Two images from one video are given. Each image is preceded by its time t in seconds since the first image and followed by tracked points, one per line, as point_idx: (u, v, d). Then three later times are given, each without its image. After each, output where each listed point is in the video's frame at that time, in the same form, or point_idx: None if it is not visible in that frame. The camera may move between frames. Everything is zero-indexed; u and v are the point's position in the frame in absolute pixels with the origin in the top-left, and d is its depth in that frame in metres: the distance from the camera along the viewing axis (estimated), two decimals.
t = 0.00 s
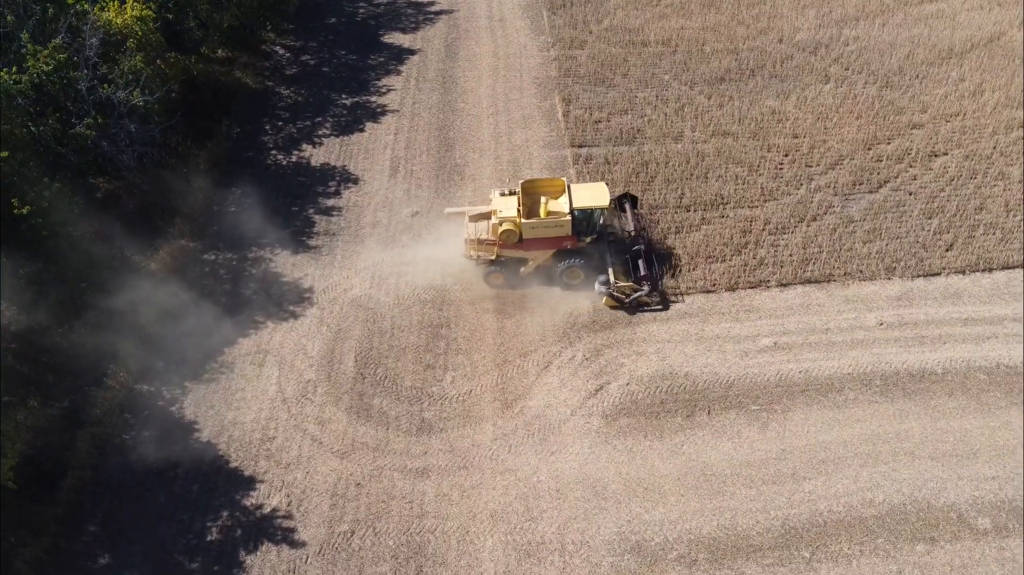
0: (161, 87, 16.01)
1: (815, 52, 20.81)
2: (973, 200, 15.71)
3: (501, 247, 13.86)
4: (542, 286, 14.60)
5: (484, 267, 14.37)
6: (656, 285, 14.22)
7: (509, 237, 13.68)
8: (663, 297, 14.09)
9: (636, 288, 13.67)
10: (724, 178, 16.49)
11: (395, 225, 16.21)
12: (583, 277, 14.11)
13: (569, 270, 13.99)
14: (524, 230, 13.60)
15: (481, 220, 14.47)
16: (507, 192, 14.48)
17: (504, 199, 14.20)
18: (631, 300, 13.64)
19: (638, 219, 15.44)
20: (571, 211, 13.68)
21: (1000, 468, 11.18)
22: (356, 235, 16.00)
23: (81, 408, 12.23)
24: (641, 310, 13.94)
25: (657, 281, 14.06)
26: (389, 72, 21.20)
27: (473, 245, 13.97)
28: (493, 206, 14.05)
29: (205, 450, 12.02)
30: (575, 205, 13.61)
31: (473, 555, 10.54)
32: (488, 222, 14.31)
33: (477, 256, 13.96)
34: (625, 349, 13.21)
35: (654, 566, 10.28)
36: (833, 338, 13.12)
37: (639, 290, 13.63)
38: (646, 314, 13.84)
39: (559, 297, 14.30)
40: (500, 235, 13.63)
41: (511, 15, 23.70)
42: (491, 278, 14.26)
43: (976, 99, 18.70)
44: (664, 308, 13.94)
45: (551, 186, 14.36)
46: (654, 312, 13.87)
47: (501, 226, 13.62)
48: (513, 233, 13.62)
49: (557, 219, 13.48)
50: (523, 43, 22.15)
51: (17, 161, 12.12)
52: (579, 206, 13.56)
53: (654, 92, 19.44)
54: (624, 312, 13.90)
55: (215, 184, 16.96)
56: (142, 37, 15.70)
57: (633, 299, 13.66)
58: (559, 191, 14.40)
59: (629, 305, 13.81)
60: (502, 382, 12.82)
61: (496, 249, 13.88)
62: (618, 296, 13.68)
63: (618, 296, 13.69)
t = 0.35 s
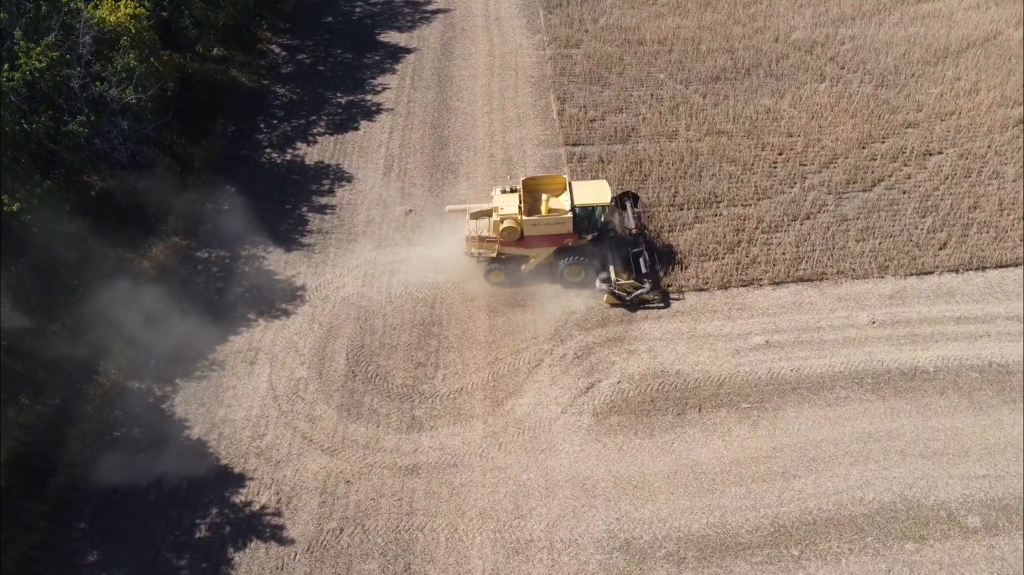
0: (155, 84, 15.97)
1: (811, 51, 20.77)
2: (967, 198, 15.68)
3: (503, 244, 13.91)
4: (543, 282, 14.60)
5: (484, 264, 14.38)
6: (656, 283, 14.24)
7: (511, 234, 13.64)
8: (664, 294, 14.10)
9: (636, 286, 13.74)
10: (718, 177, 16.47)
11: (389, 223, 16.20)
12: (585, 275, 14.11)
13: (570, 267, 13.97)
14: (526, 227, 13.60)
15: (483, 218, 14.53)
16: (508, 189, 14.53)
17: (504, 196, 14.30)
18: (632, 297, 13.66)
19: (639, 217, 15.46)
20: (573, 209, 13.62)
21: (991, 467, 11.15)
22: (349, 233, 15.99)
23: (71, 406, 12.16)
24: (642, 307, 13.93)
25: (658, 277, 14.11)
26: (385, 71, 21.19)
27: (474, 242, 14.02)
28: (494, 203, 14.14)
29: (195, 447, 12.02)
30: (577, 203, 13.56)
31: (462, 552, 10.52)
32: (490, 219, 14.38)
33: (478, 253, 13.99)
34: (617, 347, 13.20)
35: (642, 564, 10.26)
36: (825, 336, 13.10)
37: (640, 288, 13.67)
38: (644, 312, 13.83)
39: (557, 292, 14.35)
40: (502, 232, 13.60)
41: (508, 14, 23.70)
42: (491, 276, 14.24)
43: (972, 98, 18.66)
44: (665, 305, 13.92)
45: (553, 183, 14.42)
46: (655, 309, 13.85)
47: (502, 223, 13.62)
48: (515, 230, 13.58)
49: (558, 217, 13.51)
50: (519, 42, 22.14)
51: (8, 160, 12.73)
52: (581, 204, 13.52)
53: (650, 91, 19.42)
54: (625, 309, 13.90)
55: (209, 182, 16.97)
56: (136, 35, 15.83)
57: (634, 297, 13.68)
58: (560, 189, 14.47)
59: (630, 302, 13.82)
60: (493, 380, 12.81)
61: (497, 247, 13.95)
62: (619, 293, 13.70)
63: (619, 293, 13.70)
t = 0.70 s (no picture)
0: (148, 82, 16.04)
1: (806, 50, 20.75)
2: (961, 197, 15.65)
3: (503, 243, 13.88)
4: (545, 279, 14.58)
5: (485, 263, 14.41)
6: (658, 280, 14.18)
7: (511, 232, 13.60)
8: (666, 291, 14.06)
9: (638, 283, 13.59)
10: (712, 176, 16.44)
11: (381, 222, 16.18)
12: (585, 273, 14.09)
13: (570, 265, 13.95)
14: (527, 226, 13.57)
15: (483, 216, 14.51)
16: (508, 187, 14.48)
17: (504, 195, 14.25)
18: (634, 295, 13.56)
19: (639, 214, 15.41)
20: (574, 206, 13.49)
21: (982, 465, 11.12)
22: (342, 231, 15.97)
23: (61, 404, 12.10)
24: (643, 305, 13.90)
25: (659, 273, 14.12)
26: (380, 70, 21.18)
27: (475, 241, 14.08)
28: (494, 202, 14.10)
29: (185, 445, 12.01)
30: (578, 199, 13.44)
31: (450, 551, 10.49)
32: (490, 218, 14.35)
33: (479, 252, 14.12)
34: (608, 345, 13.17)
35: (631, 562, 10.23)
36: (817, 335, 13.07)
37: (641, 285, 13.57)
38: (643, 310, 13.79)
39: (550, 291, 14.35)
40: (502, 231, 13.58)
41: (503, 14, 23.69)
42: (492, 275, 14.29)
43: (967, 98, 18.63)
44: (667, 303, 13.89)
45: (553, 181, 14.35)
46: (656, 307, 13.81)
47: (502, 222, 13.58)
48: (516, 228, 13.55)
49: (559, 214, 13.46)
50: (514, 41, 22.13)
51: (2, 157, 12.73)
52: (581, 201, 13.41)
53: (644, 90, 19.41)
54: (627, 307, 13.87)
55: (202, 181, 16.97)
56: (128, 34, 15.88)
57: (636, 294, 13.60)
58: (561, 187, 14.43)
59: (631, 300, 13.76)
60: (484, 378, 12.78)
61: (498, 245, 13.93)
62: (621, 291, 13.59)
63: (620, 291, 13.61)
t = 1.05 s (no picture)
0: (140, 83, 16.11)
1: (800, 51, 20.76)
2: (953, 197, 15.65)
3: (504, 242, 13.87)
4: (544, 279, 14.61)
5: (485, 263, 14.40)
6: (658, 279, 14.20)
7: (512, 232, 13.59)
8: (667, 290, 14.07)
9: (639, 282, 13.57)
10: (704, 176, 16.44)
11: (374, 222, 16.19)
12: (585, 273, 14.11)
13: (571, 265, 13.97)
14: (527, 225, 13.55)
15: (483, 216, 14.49)
16: (508, 187, 14.47)
17: (505, 194, 14.22)
18: (634, 295, 13.56)
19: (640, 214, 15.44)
20: (574, 206, 13.47)
21: (971, 465, 11.11)
22: (334, 231, 15.98)
23: (51, 404, 12.09)
24: (643, 304, 13.90)
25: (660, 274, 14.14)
26: (374, 71, 21.20)
27: (475, 242, 14.01)
28: (495, 202, 14.08)
29: (175, 446, 11.99)
30: (578, 199, 13.40)
31: (438, 551, 10.47)
32: (491, 218, 14.33)
33: (479, 253, 14.03)
34: (599, 346, 13.16)
35: (619, 562, 10.20)
36: (807, 335, 13.06)
37: (641, 284, 13.57)
38: (643, 309, 13.80)
39: (537, 292, 14.35)
40: (503, 230, 13.56)
41: (498, 14, 23.71)
42: (492, 276, 14.29)
43: (960, 98, 18.63)
44: (667, 302, 13.90)
45: (554, 181, 14.36)
46: (656, 306, 13.82)
47: (503, 222, 13.57)
48: (516, 228, 13.52)
49: (559, 213, 13.41)
50: (509, 42, 22.14)
51: None
52: (582, 201, 13.37)
53: (638, 91, 19.41)
54: (627, 306, 13.88)
55: (195, 182, 16.98)
56: (120, 35, 15.93)
57: (637, 293, 13.59)
58: (562, 187, 14.43)
59: (631, 299, 13.76)
60: (474, 379, 12.77)
61: (499, 245, 13.90)
62: (621, 290, 13.58)
63: (621, 291, 13.61)
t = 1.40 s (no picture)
0: (131, 83, 16.04)
1: (794, 50, 20.73)
2: (946, 196, 15.61)
3: (503, 240, 13.89)
4: (544, 278, 14.57)
5: (485, 262, 14.37)
6: (657, 278, 14.20)
7: (511, 230, 13.62)
8: (666, 288, 14.05)
9: (638, 281, 13.56)
10: (697, 175, 16.42)
11: (366, 221, 16.16)
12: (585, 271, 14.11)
13: (570, 263, 13.96)
14: (526, 223, 13.56)
15: (482, 214, 14.52)
16: (508, 185, 14.45)
17: (504, 192, 14.21)
18: (634, 293, 13.53)
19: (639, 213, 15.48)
20: (574, 205, 13.48)
21: (961, 464, 11.07)
22: (326, 231, 15.95)
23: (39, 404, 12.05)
24: (643, 302, 13.89)
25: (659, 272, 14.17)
26: (368, 70, 21.17)
27: (474, 239, 14.01)
28: (494, 199, 14.04)
29: (163, 445, 11.96)
30: (578, 199, 13.39)
31: (425, 550, 10.44)
32: (490, 215, 14.33)
33: (478, 250, 14.02)
34: (589, 345, 13.12)
35: (606, 562, 10.16)
36: (798, 334, 13.03)
37: (641, 283, 13.55)
38: (643, 307, 13.79)
39: (527, 290, 14.33)
40: (502, 228, 13.61)
41: (492, 14, 23.68)
42: (492, 274, 14.25)
43: (953, 97, 18.61)
44: (667, 300, 13.87)
45: (553, 179, 14.37)
46: (656, 304, 13.81)
47: (502, 220, 13.57)
48: (515, 226, 13.58)
49: (559, 212, 13.43)
50: (503, 41, 22.12)
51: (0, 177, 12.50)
52: (581, 200, 13.37)
53: (631, 90, 19.38)
54: (627, 305, 13.85)
55: (187, 181, 16.95)
56: (112, 34, 15.85)
57: (637, 292, 13.58)
58: (561, 185, 14.42)
59: (631, 298, 13.74)
60: (464, 378, 12.73)
61: (497, 242, 13.93)
62: (621, 288, 13.55)
63: (621, 289, 13.57)
